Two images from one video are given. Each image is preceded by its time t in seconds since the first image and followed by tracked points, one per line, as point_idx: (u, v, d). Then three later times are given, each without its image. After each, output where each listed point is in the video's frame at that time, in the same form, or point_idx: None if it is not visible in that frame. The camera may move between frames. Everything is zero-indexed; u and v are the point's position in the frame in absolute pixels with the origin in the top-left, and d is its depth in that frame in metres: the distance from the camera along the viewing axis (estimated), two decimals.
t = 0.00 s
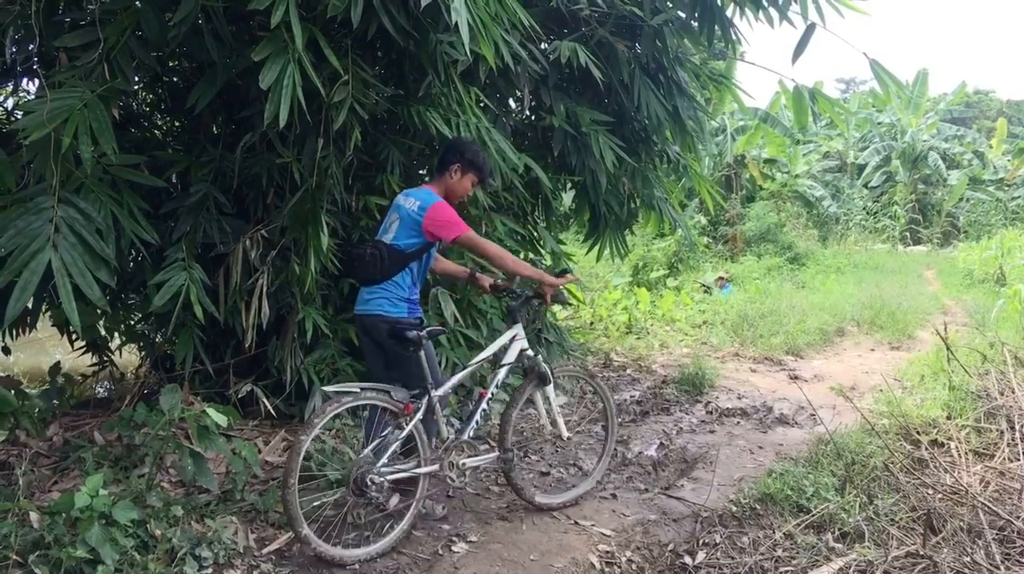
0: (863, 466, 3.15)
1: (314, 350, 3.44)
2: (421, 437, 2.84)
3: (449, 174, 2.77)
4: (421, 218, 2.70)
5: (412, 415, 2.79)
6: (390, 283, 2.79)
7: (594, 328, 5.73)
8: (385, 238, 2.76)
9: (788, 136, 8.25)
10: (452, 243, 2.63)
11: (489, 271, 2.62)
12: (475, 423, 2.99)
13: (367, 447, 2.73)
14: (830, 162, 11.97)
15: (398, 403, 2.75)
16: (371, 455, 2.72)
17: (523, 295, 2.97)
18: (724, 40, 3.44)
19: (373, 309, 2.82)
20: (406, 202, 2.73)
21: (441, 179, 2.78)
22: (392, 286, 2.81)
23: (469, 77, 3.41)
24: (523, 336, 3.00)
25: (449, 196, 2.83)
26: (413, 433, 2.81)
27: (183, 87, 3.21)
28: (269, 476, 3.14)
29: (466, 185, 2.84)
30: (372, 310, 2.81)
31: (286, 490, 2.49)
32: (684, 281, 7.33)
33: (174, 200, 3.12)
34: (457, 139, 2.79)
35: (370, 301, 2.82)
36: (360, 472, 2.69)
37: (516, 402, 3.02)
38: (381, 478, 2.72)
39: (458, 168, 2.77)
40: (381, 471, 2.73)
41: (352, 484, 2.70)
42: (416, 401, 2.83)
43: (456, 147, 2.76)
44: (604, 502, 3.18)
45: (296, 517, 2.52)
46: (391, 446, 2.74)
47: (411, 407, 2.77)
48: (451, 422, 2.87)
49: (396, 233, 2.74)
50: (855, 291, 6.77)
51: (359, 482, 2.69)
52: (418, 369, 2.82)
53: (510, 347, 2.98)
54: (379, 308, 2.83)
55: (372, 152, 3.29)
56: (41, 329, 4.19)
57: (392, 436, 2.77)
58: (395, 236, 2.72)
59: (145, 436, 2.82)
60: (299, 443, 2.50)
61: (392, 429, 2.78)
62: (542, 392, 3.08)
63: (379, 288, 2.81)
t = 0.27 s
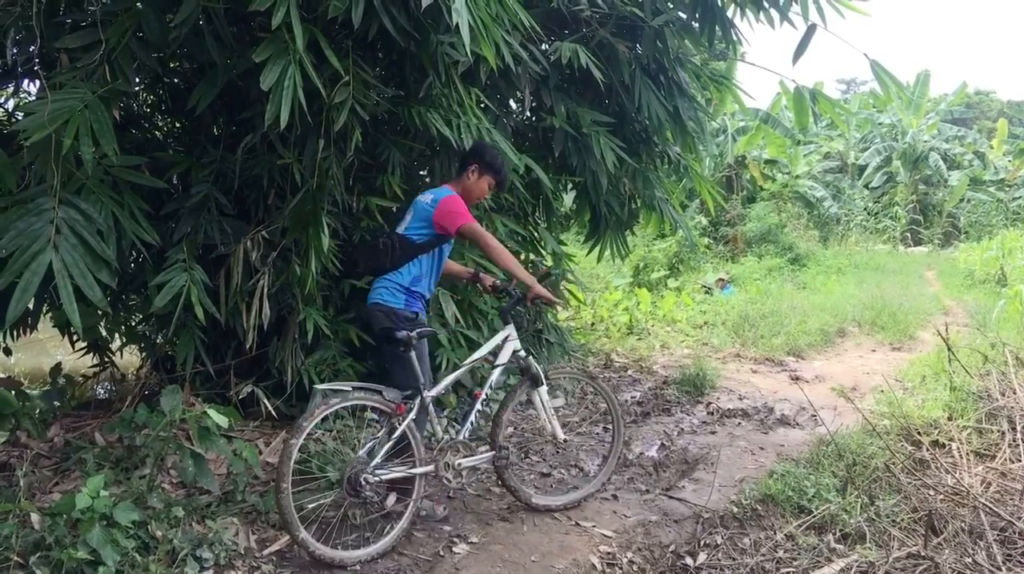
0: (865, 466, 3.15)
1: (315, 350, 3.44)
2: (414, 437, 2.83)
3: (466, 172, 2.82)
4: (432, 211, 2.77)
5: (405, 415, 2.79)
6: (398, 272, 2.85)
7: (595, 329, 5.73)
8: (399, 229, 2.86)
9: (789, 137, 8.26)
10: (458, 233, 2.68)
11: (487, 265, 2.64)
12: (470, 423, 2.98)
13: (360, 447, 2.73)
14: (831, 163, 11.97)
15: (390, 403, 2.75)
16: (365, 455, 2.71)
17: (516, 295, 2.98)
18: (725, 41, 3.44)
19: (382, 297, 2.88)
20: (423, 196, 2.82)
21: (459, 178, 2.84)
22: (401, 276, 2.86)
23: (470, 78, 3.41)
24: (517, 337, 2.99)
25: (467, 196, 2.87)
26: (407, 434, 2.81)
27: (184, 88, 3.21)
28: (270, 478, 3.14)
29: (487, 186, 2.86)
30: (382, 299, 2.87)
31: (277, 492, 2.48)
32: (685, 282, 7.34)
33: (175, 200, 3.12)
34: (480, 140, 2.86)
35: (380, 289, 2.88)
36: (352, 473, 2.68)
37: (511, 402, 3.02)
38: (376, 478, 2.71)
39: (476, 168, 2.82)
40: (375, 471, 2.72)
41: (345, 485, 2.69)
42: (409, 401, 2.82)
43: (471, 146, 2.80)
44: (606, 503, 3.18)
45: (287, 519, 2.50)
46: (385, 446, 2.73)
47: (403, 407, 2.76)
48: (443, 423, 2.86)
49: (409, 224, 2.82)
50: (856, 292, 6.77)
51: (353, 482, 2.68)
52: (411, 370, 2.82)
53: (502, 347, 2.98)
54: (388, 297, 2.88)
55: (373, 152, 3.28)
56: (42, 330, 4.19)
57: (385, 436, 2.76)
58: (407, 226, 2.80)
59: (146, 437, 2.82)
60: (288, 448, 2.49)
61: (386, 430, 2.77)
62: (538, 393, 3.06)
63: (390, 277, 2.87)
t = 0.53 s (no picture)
0: (867, 467, 3.15)
1: (317, 351, 3.44)
2: (422, 437, 2.85)
3: (489, 173, 2.86)
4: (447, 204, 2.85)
5: (413, 415, 2.80)
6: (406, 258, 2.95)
7: (597, 329, 5.74)
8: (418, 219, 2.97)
9: (790, 138, 8.26)
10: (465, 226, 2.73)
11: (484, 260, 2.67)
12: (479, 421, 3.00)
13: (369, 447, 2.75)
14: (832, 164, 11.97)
15: (398, 402, 2.76)
16: (373, 454, 2.73)
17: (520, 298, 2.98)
18: (726, 42, 3.44)
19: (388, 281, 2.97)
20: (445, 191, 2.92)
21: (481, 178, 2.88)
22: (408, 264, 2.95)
23: (472, 79, 3.40)
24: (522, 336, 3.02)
25: (489, 198, 2.90)
26: (414, 433, 2.83)
27: (186, 89, 3.21)
28: (272, 478, 3.14)
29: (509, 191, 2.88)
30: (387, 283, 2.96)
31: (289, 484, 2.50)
32: (686, 282, 7.34)
33: (177, 201, 3.12)
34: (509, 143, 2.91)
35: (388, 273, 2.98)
36: (361, 471, 2.71)
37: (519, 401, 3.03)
38: (385, 476, 2.74)
39: (499, 169, 2.84)
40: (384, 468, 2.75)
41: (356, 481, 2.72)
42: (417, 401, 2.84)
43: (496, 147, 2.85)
44: (607, 503, 3.18)
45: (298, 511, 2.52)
46: (393, 445, 2.75)
47: (411, 406, 2.78)
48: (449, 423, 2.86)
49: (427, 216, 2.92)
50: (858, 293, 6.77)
51: (363, 478, 2.72)
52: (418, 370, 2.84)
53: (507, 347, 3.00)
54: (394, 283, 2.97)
55: (374, 154, 3.28)
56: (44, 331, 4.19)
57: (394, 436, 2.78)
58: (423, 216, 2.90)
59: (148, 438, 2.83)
60: (301, 437, 2.53)
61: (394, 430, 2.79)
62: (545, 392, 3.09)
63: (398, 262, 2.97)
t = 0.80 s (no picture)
0: (869, 467, 3.15)
1: (318, 352, 3.44)
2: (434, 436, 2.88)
3: (498, 175, 2.90)
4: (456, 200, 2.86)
5: (426, 415, 2.83)
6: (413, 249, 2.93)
7: (598, 330, 5.73)
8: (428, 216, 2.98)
9: (791, 138, 8.26)
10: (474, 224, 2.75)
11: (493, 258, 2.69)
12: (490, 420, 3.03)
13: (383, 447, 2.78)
14: (834, 164, 11.96)
15: (411, 401, 2.79)
16: (386, 453, 2.75)
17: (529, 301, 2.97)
18: (728, 42, 3.44)
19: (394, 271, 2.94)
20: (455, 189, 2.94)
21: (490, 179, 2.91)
22: (414, 254, 2.92)
23: (473, 80, 3.40)
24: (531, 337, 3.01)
25: (501, 198, 2.93)
26: (426, 432, 2.86)
27: (188, 90, 3.22)
28: (275, 479, 3.14)
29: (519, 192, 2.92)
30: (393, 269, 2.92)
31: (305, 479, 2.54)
32: (688, 283, 7.34)
33: (179, 202, 3.12)
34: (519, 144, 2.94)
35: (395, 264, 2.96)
36: (374, 469, 2.74)
37: (530, 401, 3.05)
38: (399, 474, 2.76)
39: (508, 171, 2.88)
40: (397, 467, 2.78)
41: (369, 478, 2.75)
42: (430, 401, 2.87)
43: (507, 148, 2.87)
44: (609, 504, 3.18)
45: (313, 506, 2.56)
46: (406, 444, 2.78)
47: (423, 406, 2.81)
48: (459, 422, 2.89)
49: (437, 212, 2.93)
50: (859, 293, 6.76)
51: (377, 476, 2.75)
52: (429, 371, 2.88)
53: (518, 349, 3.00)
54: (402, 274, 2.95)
55: (376, 154, 3.28)
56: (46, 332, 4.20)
57: (406, 436, 2.80)
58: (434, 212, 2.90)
59: (150, 439, 2.83)
60: (322, 422, 2.59)
61: (408, 430, 2.82)
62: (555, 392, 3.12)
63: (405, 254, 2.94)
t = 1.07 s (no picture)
0: (870, 468, 3.15)
1: (319, 353, 3.43)
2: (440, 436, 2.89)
3: (494, 183, 2.87)
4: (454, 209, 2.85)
5: (433, 414, 2.85)
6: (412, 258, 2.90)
7: (599, 331, 5.73)
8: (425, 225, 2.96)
9: (791, 139, 8.26)
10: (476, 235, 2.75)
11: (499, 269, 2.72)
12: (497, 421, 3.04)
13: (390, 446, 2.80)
14: (834, 165, 11.96)
15: (416, 402, 2.81)
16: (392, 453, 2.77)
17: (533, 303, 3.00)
18: (728, 43, 3.44)
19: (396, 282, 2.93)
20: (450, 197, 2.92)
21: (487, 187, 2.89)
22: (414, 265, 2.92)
23: (474, 80, 3.40)
24: (536, 338, 3.02)
25: (498, 208, 2.89)
26: (433, 433, 2.88)
27: (188, 91, 3.22)
28: (275, 480, 3.14)
29: (516, 199, 2.91)
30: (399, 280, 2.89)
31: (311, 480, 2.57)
32: (688, 283, 7.33)
33: (179, 203, 3.12)
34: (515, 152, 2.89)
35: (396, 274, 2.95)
36: (378, 469, 2.76)
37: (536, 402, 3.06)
38: (405, 474, 2.78)
39: (504, 179, 2.86)
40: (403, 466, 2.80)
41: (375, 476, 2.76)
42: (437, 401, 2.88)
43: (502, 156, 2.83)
44: (610, 505, 3.18)
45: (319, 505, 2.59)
46: (412, 444, 2.79)
47: (430, 405, 2.83)
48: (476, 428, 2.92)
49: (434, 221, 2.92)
50: (860, 294, 6.76)
51: (383, 475, 2.77)
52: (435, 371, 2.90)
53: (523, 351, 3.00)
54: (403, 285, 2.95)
55: (376, 155, 3.27)
56: (47, 333, 4.20)
57: (414, 434, 2.82)
58: (431, 222, 2.89)
59: (151, 440, 2.83)
60: (335, 414, 2.63)
61: (414, 429, 2.83)
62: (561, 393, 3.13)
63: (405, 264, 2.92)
